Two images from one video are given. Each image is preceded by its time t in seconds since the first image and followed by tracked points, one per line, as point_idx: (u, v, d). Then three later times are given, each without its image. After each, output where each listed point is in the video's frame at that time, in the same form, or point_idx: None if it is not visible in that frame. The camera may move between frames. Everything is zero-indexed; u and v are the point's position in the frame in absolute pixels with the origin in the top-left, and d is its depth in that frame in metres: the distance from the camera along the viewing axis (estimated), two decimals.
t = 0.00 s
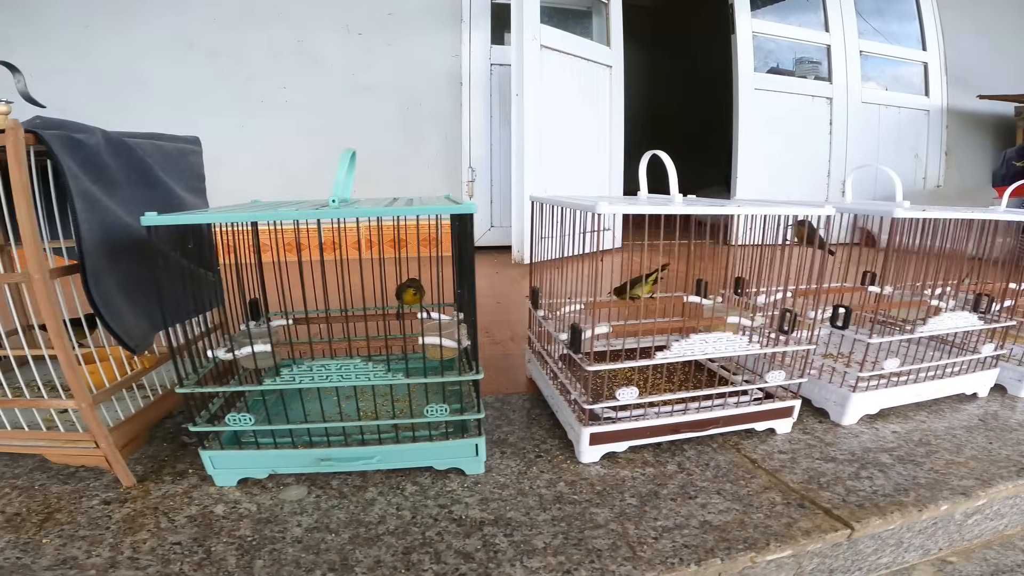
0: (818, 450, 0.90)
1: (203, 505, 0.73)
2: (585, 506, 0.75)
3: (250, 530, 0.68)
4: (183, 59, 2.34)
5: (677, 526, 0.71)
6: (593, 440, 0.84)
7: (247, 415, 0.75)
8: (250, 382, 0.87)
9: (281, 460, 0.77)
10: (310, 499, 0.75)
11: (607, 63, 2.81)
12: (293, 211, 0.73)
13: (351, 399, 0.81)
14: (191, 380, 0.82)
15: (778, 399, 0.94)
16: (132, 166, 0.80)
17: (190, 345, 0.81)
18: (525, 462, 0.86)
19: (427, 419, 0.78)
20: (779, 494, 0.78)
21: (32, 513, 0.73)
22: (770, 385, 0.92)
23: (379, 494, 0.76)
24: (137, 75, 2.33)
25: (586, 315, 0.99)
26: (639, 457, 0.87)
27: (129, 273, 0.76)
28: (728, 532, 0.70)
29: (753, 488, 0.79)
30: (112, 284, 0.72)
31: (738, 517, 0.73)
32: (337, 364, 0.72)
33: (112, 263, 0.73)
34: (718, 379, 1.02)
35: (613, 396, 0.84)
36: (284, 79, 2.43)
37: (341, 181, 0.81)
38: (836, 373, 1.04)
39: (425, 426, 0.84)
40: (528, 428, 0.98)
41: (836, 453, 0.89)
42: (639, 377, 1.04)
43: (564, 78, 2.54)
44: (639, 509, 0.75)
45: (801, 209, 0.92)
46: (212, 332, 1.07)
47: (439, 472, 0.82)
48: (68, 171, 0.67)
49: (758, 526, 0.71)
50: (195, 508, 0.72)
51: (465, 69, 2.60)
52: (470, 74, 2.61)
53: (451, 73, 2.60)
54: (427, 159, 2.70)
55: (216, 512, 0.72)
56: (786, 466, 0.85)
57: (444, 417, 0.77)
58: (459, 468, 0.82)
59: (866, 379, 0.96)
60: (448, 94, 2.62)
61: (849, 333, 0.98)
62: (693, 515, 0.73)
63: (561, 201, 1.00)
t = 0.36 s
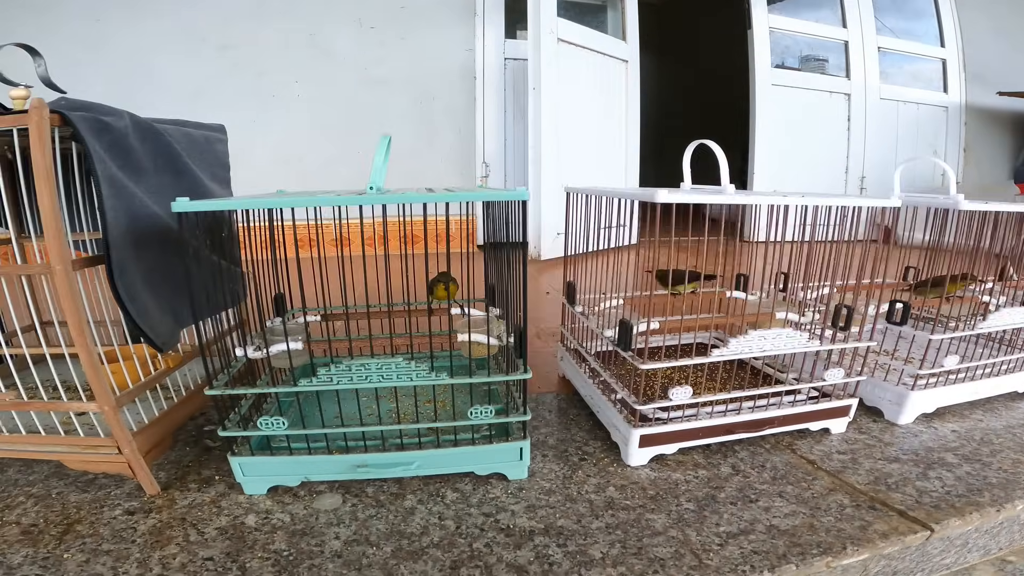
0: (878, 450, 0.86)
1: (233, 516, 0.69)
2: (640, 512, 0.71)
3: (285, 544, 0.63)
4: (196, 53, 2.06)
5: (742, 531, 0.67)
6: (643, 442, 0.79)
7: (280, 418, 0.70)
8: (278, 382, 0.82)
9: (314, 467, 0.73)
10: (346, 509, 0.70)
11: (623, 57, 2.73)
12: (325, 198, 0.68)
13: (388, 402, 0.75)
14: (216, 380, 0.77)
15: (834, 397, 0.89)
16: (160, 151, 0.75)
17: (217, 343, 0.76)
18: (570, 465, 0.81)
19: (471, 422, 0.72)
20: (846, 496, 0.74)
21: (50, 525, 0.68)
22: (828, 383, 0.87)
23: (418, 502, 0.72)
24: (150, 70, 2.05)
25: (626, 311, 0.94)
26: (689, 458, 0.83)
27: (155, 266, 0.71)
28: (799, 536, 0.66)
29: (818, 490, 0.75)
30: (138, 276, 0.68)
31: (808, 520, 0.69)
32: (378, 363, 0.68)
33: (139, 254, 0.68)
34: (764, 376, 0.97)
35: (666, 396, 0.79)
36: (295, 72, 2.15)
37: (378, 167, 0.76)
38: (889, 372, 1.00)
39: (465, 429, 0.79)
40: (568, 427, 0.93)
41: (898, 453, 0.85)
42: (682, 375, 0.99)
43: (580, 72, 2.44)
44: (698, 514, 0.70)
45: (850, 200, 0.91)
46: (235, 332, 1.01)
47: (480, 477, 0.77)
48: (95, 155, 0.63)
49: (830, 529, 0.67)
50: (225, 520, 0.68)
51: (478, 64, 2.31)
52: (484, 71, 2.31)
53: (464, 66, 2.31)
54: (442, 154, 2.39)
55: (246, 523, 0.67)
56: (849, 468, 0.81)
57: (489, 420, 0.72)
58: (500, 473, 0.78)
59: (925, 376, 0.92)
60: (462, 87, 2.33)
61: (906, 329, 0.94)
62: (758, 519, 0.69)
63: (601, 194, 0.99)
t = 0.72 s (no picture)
0: (959, 451, 0.79)
1: (249, 536, 0.60)
2: (710, 526, 0.63)
3: (311, 570, 0.55)
4: (197, 42, 1.86)
5: (833, 544, 0.60)
6: (705, 448, 0.71)
7: (300, 427, 0.62)
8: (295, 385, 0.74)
9: (339, 480, 0.64)
10: (376, 528, 0.61)
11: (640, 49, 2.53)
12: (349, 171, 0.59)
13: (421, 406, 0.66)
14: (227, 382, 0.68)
15: (909, 396, 0.81)
16: (163, 125, 0.66)
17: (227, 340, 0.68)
18: (621, 474, 0.73)
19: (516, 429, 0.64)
20: (940, 502, 0.67)
21: (41, 546, 0.60)
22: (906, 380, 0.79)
23: (457, 519, 0.63)
24: (149, 57, 1.85)
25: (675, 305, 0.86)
26: (753, 464, 0.75)
27: (152, 252, 0.63)
28: (900, 548, 0.59)
29: (906, 496, 0.68)
30: (133, 262, 0.60)
31: (905, 530, 0.62)
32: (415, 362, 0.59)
33: (135, 237, 0.60)
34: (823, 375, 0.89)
35: (732, 396, 0.71)
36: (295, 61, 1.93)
37: (410, 141, 0.69)
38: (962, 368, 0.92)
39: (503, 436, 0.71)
40: (613, 430, 0.85)
41: (981, 454, 0.78)
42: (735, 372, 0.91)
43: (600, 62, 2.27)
44: (777, 526, 0.62)
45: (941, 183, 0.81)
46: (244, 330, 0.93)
47: (522, 489, 0.69)
48: (87, 124, 0.54)
49: (933, 538, 0.60)
50: (240, 541, 0.60)
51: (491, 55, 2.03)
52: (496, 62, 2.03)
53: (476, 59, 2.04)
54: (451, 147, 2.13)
55: (265, 545, 0.59)
56: (934, 472, 0.73)
57: (538, 426, 0.63)
58: (546, 485, 0.69)
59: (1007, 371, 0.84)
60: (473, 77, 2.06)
61: (986, 320, 0.86)
62: (848, 530, 0.62)
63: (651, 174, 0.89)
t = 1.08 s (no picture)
0: (1011, 460, 0.73)
1: (239, 560, 0.55)
2: (749, 547, 0.56)
3: None
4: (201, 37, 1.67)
5: (889, 565, 0.54)
6: (739, 462, 0.65)
7: (294, 443, 0.56)
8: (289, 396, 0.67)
9: (338, 500, 0.58)
10: (380, 552, 0.55)
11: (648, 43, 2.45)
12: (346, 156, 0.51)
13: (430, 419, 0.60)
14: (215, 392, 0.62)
15: (957, 405, 0.75)
16: (144, 110, 0.60)
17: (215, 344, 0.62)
18: (648, 490, 0.66)
19: (535, 445, 0.58)
20: (999, 515, 0.61)
21: (8, 569, 0.54)
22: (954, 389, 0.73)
23: (467, 543, 0.57)
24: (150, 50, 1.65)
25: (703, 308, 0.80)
26: (790, 477, 0.68)
27: (126, 247, 0.58)
28: (964, 567, 0.53)
29: (962, 510, 0.62)
30: (101, 260, 0.54)
31: (965, 547, 0.56)
32: (423, 372, 0.53)
33: (104, 230, 0.55)
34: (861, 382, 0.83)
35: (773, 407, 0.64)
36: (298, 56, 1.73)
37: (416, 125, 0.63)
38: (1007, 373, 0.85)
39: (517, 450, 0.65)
40: (634, 440, 0.78)
41: None
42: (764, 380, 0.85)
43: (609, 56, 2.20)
44: (824, 546, 0.56)
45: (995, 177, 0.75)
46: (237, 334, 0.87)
47: (539, 507, 0.63)
48: (48, 107, 0.49)
49: (999, 556, 0.54)
50: (228, 566, 0.54)
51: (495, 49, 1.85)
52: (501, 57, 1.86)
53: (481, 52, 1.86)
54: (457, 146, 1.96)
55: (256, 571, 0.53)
56: (988, 483, 0.67)
57: (561, 442, 0.58)
58: (565, 503, 0.63)
59: None
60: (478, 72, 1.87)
61: None
62: (903, 549, 0.56)
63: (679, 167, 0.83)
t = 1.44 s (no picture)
0: None
1: None
2: (804, 559, 0.52)
3: None
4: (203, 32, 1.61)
5: None
6: (786, 469, 0.60)
7: (307, 455, 0.51)
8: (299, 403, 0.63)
9: (354, 515, 0.54)
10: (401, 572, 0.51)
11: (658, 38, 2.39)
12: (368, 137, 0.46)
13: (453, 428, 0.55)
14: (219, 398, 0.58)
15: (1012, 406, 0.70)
16: (144, 93, 0.56)
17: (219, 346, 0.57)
18: (686, 499, 0.61)
19: (569, 452, 0.53)
20: None
21: None
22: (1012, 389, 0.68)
23: (496, 559, 0.53)
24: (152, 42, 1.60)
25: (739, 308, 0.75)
26: (838, 483, 0.64)
27: (122, 239, 0.53)
28: None
29: None
30: (94, 253, 0.50)
31: None
32: (450, 377, 0.48)
33: (98, 221, 0.50)
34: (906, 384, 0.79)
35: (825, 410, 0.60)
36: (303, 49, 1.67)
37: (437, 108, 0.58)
38: None
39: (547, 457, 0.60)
40: (665, 445, 0.73)
41: None
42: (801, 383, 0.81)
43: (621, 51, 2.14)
44: (886, 557, 0.52)
45: None
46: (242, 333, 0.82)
47: (569, 519, 0.58)
48: (35, 85, 0.44)
49: None
50: None
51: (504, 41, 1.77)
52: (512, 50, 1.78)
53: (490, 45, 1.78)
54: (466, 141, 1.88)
55: None
56: None
57: (597, 450, 0.53)
58: (599, 514, 0.58)
59: None
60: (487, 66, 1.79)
61: None
62: (972, 558, 0.51)
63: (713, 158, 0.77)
